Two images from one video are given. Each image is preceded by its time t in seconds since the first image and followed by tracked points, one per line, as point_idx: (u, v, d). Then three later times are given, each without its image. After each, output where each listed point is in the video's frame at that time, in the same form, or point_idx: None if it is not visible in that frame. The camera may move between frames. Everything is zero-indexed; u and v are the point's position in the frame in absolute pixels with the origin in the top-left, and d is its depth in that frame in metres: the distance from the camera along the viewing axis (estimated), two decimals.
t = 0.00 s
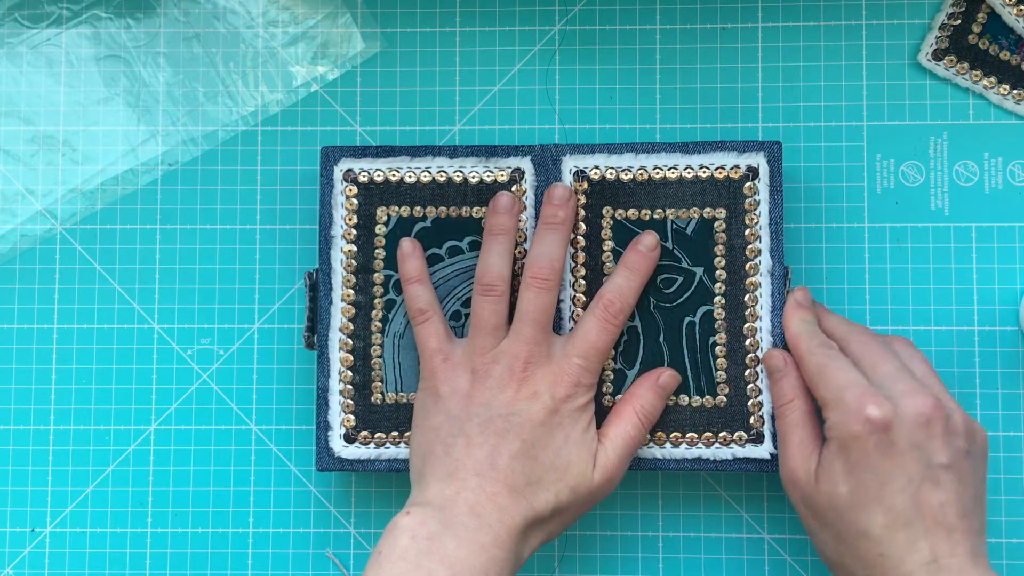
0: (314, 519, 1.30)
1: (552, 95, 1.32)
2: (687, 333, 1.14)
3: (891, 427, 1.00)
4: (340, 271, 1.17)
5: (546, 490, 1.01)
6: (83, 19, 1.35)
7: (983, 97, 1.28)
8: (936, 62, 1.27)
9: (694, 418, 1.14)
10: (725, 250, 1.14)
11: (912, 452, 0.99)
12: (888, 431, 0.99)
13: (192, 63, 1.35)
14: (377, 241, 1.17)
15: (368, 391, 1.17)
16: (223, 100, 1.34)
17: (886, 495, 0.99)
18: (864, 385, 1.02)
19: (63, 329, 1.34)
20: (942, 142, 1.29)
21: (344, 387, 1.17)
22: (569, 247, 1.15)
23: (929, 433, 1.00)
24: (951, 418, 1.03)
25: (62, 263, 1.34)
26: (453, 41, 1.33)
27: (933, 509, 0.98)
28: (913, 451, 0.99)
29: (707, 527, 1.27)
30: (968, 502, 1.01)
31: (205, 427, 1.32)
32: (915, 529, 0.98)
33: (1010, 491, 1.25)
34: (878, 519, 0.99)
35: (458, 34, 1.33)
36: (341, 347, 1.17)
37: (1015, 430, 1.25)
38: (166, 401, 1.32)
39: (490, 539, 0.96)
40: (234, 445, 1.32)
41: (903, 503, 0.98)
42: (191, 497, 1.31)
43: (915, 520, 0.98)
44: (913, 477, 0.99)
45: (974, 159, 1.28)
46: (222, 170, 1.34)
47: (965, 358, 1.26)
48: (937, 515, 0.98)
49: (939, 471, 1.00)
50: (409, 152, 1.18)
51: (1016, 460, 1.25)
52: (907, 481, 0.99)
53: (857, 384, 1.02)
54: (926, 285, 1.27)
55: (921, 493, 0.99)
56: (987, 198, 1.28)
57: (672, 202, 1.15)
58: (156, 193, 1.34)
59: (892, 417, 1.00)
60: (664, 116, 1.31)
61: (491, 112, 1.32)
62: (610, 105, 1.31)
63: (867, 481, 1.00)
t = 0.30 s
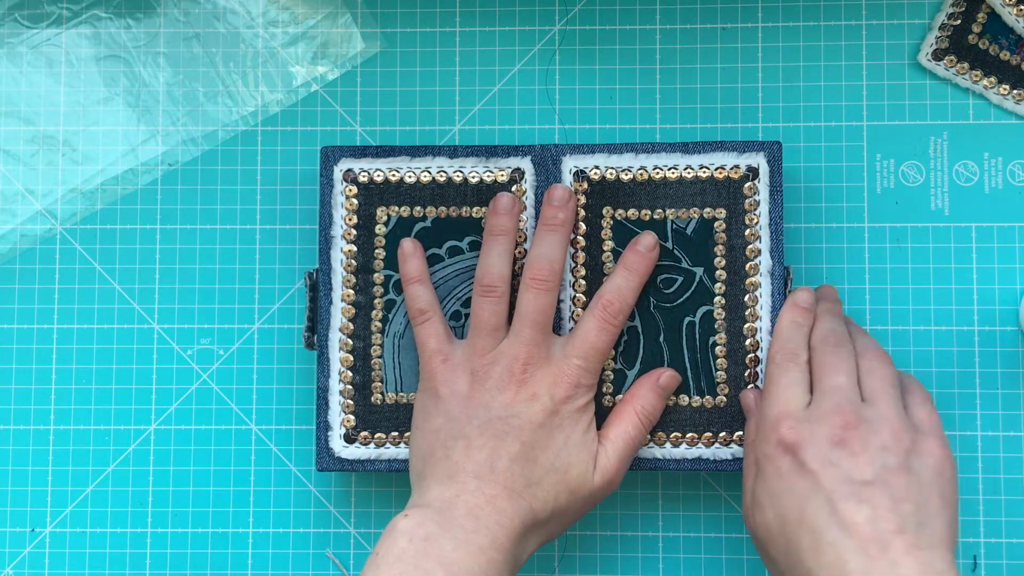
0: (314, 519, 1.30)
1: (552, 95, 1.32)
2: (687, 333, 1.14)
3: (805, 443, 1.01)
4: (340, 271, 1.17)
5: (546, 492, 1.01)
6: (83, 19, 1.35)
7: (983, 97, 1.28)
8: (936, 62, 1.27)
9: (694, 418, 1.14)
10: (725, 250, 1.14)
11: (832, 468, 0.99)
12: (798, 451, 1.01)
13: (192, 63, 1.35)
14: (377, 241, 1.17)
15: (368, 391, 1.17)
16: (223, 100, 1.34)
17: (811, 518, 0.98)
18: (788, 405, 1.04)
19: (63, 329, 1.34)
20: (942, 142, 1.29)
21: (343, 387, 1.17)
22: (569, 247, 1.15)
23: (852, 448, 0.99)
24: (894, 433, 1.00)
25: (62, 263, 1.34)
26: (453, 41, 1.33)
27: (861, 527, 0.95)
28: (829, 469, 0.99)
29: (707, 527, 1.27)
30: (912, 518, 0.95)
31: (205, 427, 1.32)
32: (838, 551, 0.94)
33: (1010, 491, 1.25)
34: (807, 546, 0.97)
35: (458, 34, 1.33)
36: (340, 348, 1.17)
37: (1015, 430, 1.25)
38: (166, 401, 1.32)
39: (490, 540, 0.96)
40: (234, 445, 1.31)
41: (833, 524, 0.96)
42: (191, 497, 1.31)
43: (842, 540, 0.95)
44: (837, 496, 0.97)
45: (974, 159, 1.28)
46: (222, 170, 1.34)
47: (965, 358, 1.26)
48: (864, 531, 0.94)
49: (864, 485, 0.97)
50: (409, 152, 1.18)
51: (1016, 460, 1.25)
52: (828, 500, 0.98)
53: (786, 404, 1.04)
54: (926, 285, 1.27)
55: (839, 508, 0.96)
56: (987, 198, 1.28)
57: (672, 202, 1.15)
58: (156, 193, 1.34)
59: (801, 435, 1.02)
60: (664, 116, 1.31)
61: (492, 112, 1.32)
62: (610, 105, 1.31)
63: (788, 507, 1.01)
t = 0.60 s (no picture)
0: (314, 519, 1.30)
1: (552, 95, 1.32)
2: (687, 333, 1.14)
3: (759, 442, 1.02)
4: (340, 271, 1.17)
5: (546, 492, 1.01)
6: (83, 19, 1.35)
7: (983, 97, 1.28)
8: (936, 62, 1.27)
9: (694, 418, 1.14)
10: (725, 250, 1.14)
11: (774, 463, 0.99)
12: (750, 451, 1.03)
13: (192, 63, 1.35)
14: (377, 241, 1.17)
15: (368, 392, 1.17)
16: (223, 99, 1.34)
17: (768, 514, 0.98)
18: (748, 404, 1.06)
19: (63, 329, 1.34)
20: (942, 142, 1.29)
21: (343, 387, 1.17)
22: (569, 247, 1.15)
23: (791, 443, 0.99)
24: (853, 424, 0.98)
25: (62, 263, 1.34)
26: (453, 41, 1.33)
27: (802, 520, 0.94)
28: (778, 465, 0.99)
29: (707, 527, 1.27)
30: (855, 507, 0.91)
31: (205, 427, 1.32)
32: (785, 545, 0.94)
33: (1010, 491, 1.25)
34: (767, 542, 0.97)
35: (458, 34, 1.33)
36: (340, 348, 1.17)
37: (1016, 430, 1.25)
38: (166, 401, 1.32)
39: (488, 541, 0.96)
40: (234, 445, 1.31)
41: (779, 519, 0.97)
42: (191, 497, 1.31)
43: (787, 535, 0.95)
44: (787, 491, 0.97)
45: (974, 159, 1.28)
46: (222, 170, 1.34)
47: (965, 358, 1.26)
48: (805, 524, 0.93)
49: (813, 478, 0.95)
50: (409, 152, 1.18)
51: (1016, 459, 1.25)
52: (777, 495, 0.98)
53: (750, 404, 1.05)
54: (926, 285, 1.27)
55: (785, 504, 0.96)
56: (987, 198, 1.28)
57: (672, 202, 1.15)
58: (156, 193, 1.34)
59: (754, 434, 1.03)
60: (664, 116, 1.31)
61: (492, 112, 1.32)
62: (610, 105, 1.31)
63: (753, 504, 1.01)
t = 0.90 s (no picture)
0: (314, 519, 1.30)
1: (552, 95, 1.32)
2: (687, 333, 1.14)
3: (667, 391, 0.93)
4: (340, 271, 1.17)
5: (545, 491, 1.01)
6: (83, 19, 1.35)
7: (983, 97, 1.28)
8: (936, 62, 1.27)
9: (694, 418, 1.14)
10: (725, 250, 1.14)
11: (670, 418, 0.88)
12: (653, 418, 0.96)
13: (192, 63, 1.35)
14: (377, 241, 1.17)
15: (368, 391, 1.17)
16: (223, 100, 1.34)
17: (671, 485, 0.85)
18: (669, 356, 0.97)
19: (63, 329, 1.34)
20: (942, 142, 1.29)
21: (344, 387, 1.17)
22: (569, 247, 1.15)
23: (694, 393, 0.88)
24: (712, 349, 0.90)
25: (62, 263, 1.34)
26: (453, 41, 1.33)
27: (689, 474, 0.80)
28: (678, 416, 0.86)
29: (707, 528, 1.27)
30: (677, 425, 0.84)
31: (205, 427, 1.32)
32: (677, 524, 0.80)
33: (1011, 491, 1.24)
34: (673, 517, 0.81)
35: (458, 34, 1.33)
36: (341, 348, 1.17)
37: (1016, 430, 1.25)
38: (166, 401, 1.32)
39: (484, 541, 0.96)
40: (234, 445, 1.31)
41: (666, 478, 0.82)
42: (191, 497, 1.31)
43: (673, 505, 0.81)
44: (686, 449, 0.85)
45: (974, 159, 1.28)
46: (222, 170, 1.34)
47: (965, 358, 1.26)
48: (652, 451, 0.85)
49: (705, 431, 0.81)
50: (409, 152, 1.18)
51: (1016, 460, 1.25)
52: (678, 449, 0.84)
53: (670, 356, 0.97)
54: (926, 285, 1.27)
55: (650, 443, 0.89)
56: (987, 198, 1.28)
57: (672, 202, 1.15)
58: (156, 193, 1.34)
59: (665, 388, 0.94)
60: (664, 116, 1.31)
61: (492, 112, 1.32)
62: (611, 105, 1.31)
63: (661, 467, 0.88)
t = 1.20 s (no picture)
0: (314, 519, 1.30)
1: (552, 95, 1.32)
2: (686, 333, 1.14)
3: (949, 358, 0.94)
4: (340, 271, 1.17)
5: (543, 491, 1.01)
6: (83, 19, 1.35)
7: (983, 96, 1.28)
8: (936, 62, 1.27)
9: (694, 418, 1.14)
10: (725, 250, 1.14)
11: (982, 396, 0.92)
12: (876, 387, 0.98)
13: (192, 63, 1.35)
14: (377, 241, 1.17)
15: (368, 391, 1.17)
16: (223, 100, 1.34)
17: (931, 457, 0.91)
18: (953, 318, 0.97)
19: (63, 329, 1.34)
20: (942, 142, 1.29)
21: (343, 387, 1.17)
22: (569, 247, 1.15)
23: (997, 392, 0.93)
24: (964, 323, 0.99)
25: (62, 264, 1.34)
26: (453, 41, 1.33)
27: (998, 475, 0.87)
28: (995, 407, 0.92)
29: (707, 527, 1.27)
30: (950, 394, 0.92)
31: (205, 427, 1.32)
32: (935, 501, 0.89)
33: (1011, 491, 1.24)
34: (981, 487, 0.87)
35: (458, 34, 1.33)
36: (340, 348, 1.17)
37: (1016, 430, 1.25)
38: (166, 401, 1.32)
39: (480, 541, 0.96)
40: (234, 445, 1.32)
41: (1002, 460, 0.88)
42: (191, 497, 1.31)
43: (962, 481, 0.88)
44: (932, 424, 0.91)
45: (974, 159, 1.28)
46: (222, 170, 1.34)
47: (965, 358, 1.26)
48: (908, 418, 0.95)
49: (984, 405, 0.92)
50: (409, 152, 1.18)
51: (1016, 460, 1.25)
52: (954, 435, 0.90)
53: (948, 321, 0.96)
54: (926, 285, 1.27)
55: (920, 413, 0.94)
56: (987, 198, 1.28)
57: (672, 202, 1.15)
58: (156, 194, 1.34)
59: (956, 350, 0.94)
60: (664, 116, 1.31)
61: (492, 112, 1.32)
62: (611, 105, 1.31)
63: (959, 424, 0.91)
